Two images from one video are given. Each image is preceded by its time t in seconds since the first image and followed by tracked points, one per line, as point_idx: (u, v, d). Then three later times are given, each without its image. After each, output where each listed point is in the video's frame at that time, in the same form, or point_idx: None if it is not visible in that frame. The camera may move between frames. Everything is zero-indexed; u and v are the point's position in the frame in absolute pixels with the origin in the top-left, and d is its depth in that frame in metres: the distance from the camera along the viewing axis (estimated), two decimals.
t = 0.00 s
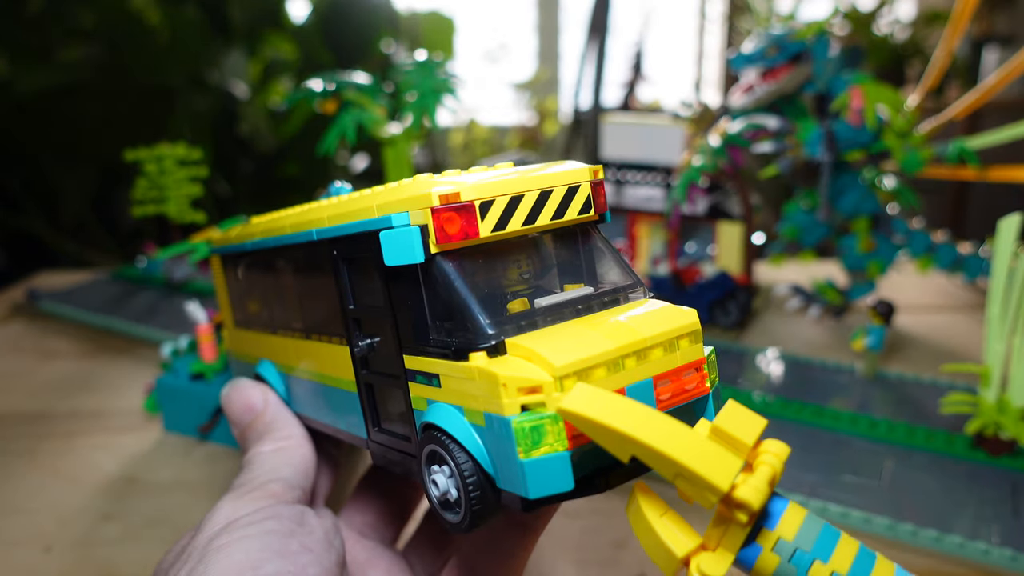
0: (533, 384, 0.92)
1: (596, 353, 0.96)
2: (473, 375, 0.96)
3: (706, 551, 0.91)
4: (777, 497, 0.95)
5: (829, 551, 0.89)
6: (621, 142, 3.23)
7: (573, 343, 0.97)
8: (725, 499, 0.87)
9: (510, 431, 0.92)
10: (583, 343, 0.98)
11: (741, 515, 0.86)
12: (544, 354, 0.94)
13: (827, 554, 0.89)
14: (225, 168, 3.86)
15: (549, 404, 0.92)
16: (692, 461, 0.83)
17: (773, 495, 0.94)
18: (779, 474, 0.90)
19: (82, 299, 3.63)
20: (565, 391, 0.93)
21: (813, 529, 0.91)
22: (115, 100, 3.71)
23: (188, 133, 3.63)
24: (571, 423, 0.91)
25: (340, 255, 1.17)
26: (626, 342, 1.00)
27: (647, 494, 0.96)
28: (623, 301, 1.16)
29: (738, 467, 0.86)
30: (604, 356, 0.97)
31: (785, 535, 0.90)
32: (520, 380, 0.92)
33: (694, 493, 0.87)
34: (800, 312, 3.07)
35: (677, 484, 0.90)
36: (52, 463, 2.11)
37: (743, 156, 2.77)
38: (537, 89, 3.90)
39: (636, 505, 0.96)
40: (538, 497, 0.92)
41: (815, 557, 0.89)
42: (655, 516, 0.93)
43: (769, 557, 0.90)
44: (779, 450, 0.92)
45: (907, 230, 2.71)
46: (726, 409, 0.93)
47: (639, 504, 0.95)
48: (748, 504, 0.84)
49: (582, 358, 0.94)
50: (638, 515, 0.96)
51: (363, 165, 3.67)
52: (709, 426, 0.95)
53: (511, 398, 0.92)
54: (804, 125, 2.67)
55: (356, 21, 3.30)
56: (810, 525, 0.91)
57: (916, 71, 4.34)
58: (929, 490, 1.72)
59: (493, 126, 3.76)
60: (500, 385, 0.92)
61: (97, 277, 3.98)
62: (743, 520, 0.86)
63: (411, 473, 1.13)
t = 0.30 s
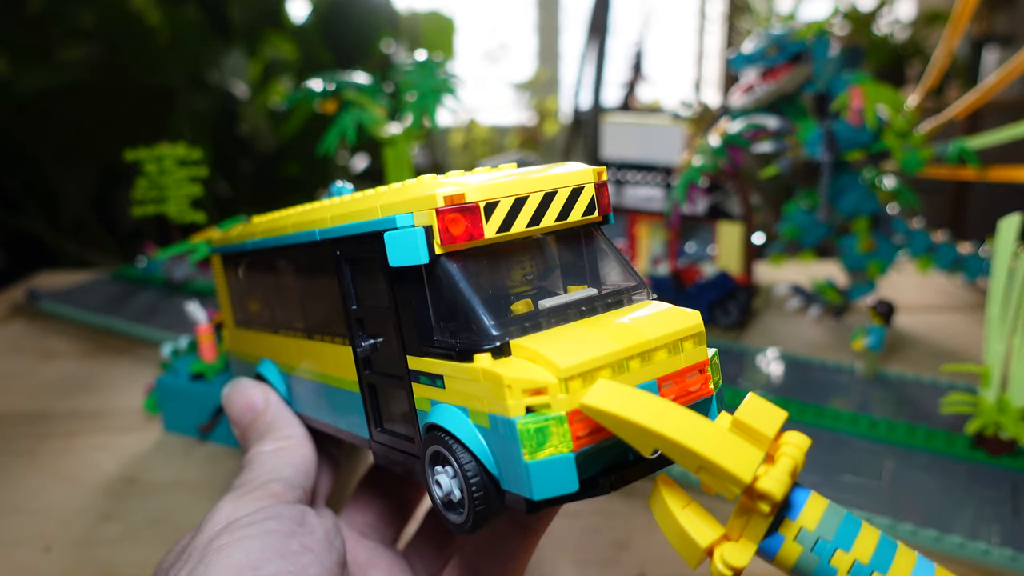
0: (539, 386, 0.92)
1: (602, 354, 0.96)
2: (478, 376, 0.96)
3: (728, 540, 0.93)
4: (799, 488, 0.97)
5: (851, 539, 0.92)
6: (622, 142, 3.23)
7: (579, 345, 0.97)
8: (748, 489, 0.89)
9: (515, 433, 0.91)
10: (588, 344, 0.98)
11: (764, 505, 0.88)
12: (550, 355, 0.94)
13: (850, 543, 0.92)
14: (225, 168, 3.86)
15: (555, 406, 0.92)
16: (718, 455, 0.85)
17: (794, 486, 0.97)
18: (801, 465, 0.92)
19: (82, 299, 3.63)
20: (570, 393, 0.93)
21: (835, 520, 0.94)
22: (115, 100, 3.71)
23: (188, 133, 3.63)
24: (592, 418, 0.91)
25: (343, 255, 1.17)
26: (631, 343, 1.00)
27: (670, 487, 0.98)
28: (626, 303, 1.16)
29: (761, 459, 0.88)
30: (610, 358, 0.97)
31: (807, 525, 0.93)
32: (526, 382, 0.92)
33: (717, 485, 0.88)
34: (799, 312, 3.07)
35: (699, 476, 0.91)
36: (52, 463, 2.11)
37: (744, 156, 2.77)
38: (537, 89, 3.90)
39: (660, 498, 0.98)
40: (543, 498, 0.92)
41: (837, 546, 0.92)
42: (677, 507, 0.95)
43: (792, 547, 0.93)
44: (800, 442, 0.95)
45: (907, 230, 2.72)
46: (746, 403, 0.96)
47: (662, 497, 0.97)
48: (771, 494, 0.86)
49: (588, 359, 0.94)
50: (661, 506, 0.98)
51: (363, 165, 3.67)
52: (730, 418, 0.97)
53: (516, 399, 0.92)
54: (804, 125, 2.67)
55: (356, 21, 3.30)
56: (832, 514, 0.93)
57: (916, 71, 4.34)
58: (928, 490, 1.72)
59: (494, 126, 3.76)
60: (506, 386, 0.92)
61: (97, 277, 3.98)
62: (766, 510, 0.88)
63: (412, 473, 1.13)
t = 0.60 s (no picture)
0: (536, 385, 0.92)
1: (600, 353, 0.96)
2: (475, 376, 0.96)
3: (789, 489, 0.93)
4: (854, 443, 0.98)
5: (904, 490, 0.92)
6: (621, 142, 3.23)
7: (577, 344, 0.97)
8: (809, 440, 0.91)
9: (512, 432, 0.91)
10: (587, 343, 0.98)
11: (824, 455, 0.90)
12: (547, 355, 0.93)
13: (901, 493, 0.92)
14: (225, 168, 3.86)
15: (552, 406, 0.92)
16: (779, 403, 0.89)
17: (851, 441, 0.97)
18: (859, 421, 0.93)
19: (82, 299, 3.63)
20: (568, 392, 0.92)
21: (889, 471, 0.93)
22: (114, 100, 3.71)
23: (188, 133, 3.62)
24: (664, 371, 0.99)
25: (342, 255, 1.17)
26: (629, 342, 0.99)
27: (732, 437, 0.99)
28: (625, 302, 1.15)
29: (822, 410, 0.91)
30: (608, 357, 0.97)
31: (864, 475, 0.93)
32: (523, 381, 0.92)
33: (780, 436, 0.91)
34: (799, 312, 3.07)
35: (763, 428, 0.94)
36: (52, 463, 2.11)
37: (743, 156, 2.77)
38: (537, 89, 3.90)
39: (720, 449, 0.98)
40: (541, 498, 0.92)
41: (892, 496, 0.92)
42: (740, 457, 0.96)
43: (849, 497, 0.93)
44: (859, 399, 0.96)
45: (906, 230, 2.72)
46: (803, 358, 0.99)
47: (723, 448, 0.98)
48: (832, 444, 0.88)
49: (585, 359, 0.94)
50: (722, 460, 0.98)
51: (363, 165, 3.67)
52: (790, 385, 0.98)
53: (514, 399, 0.92)
54: (804, 125, 2.67)
55: (356, 21, 3.30)
56: (889, 466, 0.93)
57: (916, 72, 4.34)
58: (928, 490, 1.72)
59: (493, 126, 3.76)
60: (503, 386, 0.92)
61: (97, 277, 3.98)
62: (824, 460, 0.90)
63: (412, 472, 1.13)
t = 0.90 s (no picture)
0: (534, 384, 0.92)
1: (598, 352, 0.96)
2: (473, 374, 0.96)
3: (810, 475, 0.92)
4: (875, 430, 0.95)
5: (922, 477, 0.90)
6: (621, 142, 3.23)
7: (575, 343, 0.97)
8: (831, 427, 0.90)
9: (510, 430, 0.92)
10: (585, 342, 0.98)
11: (846, 441, 0.88)
12: (545, 353, 0.93)
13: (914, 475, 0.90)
14: (225, 168, 3.87)
15: (550, 404, 0.92)
16: (803, 389, 0.88)
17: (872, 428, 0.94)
18: (880, 409, 0.91)
19: (82, 299, 3.63)
20: (566, 390, 0.93)
21: (909, 459, 0.91)
22: (115, 100, 3.71)
23: (188, 133, 3.62)
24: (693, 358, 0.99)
25: (341, 255, 1.17)
26: (627, 341, 0.99)
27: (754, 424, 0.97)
28: (624, 301, 1.15)
29: (846, 397, 0.89)
30: (606, 356, 0.97)
31: (884, 462, 0.90)
32: (521, 380, 0.92)
33: (803, 422, 0.90)
34: (799, 312, 3.08)
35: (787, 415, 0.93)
36: (52, 463, 2.11)
37: (743, 156, 2.77)
38: (537, 88, 3.89)
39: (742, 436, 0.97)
40: (539, 496, 0.92)
41: (910, 483, 0.89)
42: (764, 443, 0.94)
43: (869, 483, 0.90)
44: (880, 389, 0.94)
45: (907, 230, 2.72)
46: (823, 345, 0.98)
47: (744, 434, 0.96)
48: (854, 430, 0.87)
49: (583, 357, 0.94)
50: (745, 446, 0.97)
51: (363, 165, 3.67)
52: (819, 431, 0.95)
53: (512, 397, 0.92)
54: (804, 125, 2.67)
55: (357, 21, 3.31)
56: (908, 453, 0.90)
57: (916, 71, 4.34)
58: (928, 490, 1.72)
59: (493, 126, 3.75)
60: (501, 384, 0.92)
61: (97, 277, 3.98)
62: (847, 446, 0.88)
63: (411, 472, 1.13)
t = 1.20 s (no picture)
0: (527, 378, 0.92)
1: (591, 347, 0.96)
2: (468, 370, 0.96)
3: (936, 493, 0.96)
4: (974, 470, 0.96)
5: None
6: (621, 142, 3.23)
7: (569, 338, 0.97)
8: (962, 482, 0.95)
9: (503, 426, 0.91)
10: (579, 338, 0.98)
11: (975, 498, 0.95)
12: (538, 349, 0.94)
13: None
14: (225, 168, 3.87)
15: (543, 399, 0.92)
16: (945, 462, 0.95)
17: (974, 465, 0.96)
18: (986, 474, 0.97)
19: (82, 299, 3.63)
20: (559, 385, 0.93)
21: None
22: (115, 100, 3.72)
23: (188, 133, 3.62)
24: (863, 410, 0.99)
25: (338, 253, 1.17)
26: (621, 337, 1.00)
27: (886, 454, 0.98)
28: (619, 298, 1.16)
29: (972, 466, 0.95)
30: (600, 351, 0.97)
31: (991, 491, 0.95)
32: (514, 375, 0.92)
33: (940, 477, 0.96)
34: (799, 312, 3.08)
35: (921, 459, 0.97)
36: (52, 462, 2.12)
37: (743, 156, 2.78)
38: (537, 89, 3.90)
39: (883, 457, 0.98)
40: (532, 492, 0.91)
41: None
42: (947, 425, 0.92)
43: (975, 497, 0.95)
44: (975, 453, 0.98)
45: (906, 230, 2.72)
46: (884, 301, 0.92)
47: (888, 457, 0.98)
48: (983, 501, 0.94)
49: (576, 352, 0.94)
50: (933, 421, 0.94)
51: (363, 165, 3.67)
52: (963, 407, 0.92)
53: (505, 392, 0.92)
54: (803, 125, 2.67)
55: (357, 21, 3.31)
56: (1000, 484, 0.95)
57: (917, 71, 4.34)
58: (928, 490, 1.72)
59: (493, 126, 3.75)
60: (494, 379, 0.93)
61: (97, 277, 3.98)
62: None
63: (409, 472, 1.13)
